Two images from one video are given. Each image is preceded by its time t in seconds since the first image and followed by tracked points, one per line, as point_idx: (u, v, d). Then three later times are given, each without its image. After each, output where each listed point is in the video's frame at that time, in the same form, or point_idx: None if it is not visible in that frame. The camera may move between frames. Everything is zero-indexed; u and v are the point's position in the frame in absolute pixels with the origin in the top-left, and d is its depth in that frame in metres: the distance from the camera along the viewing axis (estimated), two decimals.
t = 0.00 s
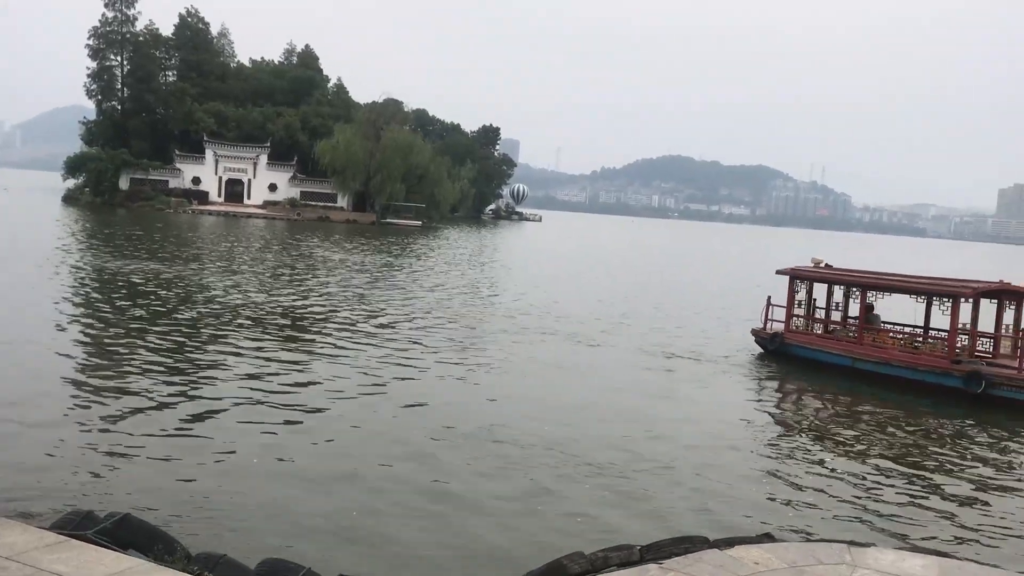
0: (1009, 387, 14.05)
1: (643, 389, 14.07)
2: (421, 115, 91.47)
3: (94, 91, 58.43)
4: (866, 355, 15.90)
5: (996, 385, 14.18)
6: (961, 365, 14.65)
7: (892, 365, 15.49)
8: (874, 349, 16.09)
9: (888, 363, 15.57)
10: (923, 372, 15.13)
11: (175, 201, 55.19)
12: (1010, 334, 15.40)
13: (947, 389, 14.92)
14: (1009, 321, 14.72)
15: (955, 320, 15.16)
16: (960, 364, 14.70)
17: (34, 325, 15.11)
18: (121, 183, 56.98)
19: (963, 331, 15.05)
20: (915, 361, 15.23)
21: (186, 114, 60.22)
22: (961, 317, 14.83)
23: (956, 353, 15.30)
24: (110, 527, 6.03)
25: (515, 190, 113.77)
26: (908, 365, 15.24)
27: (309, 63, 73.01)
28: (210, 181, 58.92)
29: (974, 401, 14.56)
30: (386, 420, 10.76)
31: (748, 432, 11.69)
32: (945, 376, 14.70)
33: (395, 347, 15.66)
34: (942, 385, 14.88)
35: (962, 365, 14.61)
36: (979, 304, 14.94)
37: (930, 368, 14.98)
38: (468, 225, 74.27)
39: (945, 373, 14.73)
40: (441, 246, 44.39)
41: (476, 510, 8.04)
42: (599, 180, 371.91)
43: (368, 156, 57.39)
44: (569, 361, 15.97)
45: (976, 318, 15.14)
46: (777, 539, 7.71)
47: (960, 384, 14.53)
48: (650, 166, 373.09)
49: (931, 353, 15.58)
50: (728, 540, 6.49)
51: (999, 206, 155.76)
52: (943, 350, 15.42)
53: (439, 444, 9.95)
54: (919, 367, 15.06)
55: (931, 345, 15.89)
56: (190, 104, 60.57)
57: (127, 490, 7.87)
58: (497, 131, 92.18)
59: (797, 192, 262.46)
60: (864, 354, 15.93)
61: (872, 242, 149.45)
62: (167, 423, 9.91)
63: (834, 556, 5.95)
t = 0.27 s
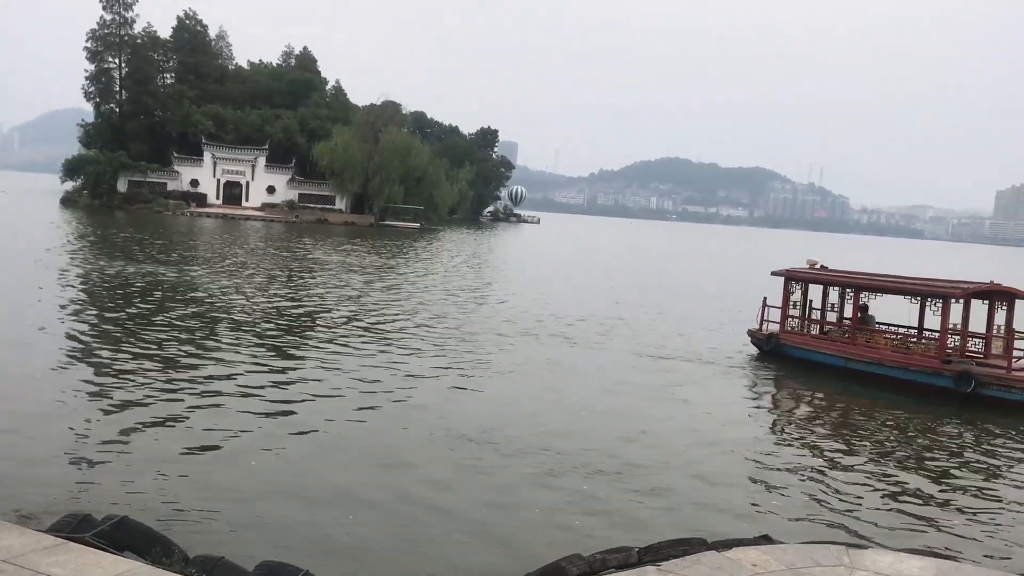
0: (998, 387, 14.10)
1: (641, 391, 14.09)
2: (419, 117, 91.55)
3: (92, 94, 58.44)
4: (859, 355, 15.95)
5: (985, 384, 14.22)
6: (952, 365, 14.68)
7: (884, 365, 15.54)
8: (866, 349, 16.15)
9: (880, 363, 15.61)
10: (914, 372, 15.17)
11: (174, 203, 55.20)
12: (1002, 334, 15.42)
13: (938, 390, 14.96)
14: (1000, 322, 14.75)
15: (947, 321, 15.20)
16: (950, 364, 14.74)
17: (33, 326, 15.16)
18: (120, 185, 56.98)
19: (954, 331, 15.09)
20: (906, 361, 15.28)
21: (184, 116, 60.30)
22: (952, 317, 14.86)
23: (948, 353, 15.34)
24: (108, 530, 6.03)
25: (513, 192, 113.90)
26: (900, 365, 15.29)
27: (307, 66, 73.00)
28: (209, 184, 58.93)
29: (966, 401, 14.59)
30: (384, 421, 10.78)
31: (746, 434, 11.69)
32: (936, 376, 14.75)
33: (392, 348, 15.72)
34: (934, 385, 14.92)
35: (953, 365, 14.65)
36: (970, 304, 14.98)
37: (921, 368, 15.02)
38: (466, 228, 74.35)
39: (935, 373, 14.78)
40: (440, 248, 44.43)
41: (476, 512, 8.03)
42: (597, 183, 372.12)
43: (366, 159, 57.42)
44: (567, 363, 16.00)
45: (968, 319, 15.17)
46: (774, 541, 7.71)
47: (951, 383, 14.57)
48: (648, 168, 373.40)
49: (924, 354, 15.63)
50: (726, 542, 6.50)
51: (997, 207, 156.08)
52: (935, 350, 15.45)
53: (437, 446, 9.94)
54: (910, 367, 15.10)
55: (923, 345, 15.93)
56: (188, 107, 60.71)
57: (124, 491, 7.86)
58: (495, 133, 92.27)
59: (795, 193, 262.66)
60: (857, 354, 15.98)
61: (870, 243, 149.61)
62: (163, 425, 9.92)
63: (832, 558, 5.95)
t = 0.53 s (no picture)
0: (988, 388, 14.26)
1: (640, 393, 14.12)
2: (418, 120, 91.67)
3: (91, 97, 58.59)
4: (852, 356, 16.15)
5: (974, 386, 14.41)
6: (942, 366, 14.88)
7: (877, 366, 15.73)
8: (859, 350, 16.32)
9: (873, 364, 15.81)
10: (905, 373, 15.37)
11: (173, 207, 55.18)
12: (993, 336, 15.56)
13: (930, 390, 15.15)
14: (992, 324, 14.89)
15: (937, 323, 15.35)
16: (940, 366, 14.94)
17: (31, 330, 15.15)
18: (118, 189, 56.98)
19: (944, 333, 15.27)
20: (898, 362, 15.47)
21: (183, 120, 60.24)
22: (942, 319, 15.02)
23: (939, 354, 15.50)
24: (107, 533, 6.02)
25: (511, 195, 113.92)
26: (891, 367, 15.47)
27: (306, 69, 73.07)
28: (208, 187, 58.94)
29: (958, 402, 14.77)
30: (383, 424, 10.81)
31: (746, 438, 11.70)
32: (927, 377, 14.93)
33: (391, 351, 15.74)
34: (925, 386, 15.12)
35: (943, 366, 14.84)
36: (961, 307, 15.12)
37: (913, 370, 15.20)
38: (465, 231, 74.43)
39: (926, 374, 14.96)
40: (438, 251, 44.46)
41: (475, 517, 8.00)
42: (595, 186, 372.44)
43: (365, 162, 57.47)
44: (566, 366, 16.03)
45: (959, 320, 15.32)
46: (772, 543, 7.73)
47: (942, 384, 14.74)
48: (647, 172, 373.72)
49: (916, 355, 15.79)
50: (725, 545, 6.51)
51: (994, 210, 156.37)
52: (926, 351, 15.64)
53: (438, 449, 9.94)
54: (901, 368, 15.30)
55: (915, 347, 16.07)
56: (187, 110, 60.54)
57: (123, 494, 7.88)
58: (494, 136, 92.39)
59: (793, 196, 262.86)
60: (850, 355, 16.18)
61: (868, 246, 149.78)
62: (163, 429, 9.91)
63: (831, 560, 5.96)
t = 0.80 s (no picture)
0: (974, 390, 14.42)
1: (638, 397, 14.12)
2: (415, 124, 91.77)
3: (87, 101, 58.66)
4: (842, 358, 16.33)
5: (961, 388, 14.57)
6: (929, 369, 15.05)
7: (866, 368, 15.91)
8: (849, 352, 16.51)
9: (863, 366, 15.99)
10: (894, 375, 15.55)
11: (169, 210, 55.13)
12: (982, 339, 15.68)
13: (918, 392, 15.32)
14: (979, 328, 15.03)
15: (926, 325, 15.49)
16: (928, 368, 15.10)
17: (28, 334, 15.11)
18: (115, 193, 56.92)
19: (933, 336, 15.42)
20: (887, 365, 15.65)
21: (180, 124, 59.90)
22: (930, 321, 15.15)
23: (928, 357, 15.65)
24: (102, 538, 6.01)
25: (508, 199, 113.93)
26: (880, 369, 15.66)
27: (303, 73, 73.13)
28: (204, 191, 58.87)
29: (945, 403, 14.94)
30: (378, 427, 10.83)
31: (743, 441, 11.72)
32: (915, 379, 15.10)
33: (386, 355, 15.76)
34: (914, 388, 15.28)
35: (931, 369, 15.01)
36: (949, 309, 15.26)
37: (902, 372, 15.37)
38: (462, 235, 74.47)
39: (914, 376, 15.14)
40: (436, 255, 44.45)
41: (470, 521, 7.98)
42: (593, 191, 372.60)
43: (362, 166, 57.47)
44: (563, 369, 16.05)
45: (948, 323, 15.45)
46: (767, 547, 7.74)
47: (929, 386, 14.92)
48: (644, 176, 374.06)
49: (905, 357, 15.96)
50: (721, 549, 6.49)
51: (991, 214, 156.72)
52: (915, 353, 15.80)
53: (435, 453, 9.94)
54: (890, 370, 15.47)
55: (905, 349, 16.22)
56: (184, 114, 60.28)
57: (118, 498, 7.86)
58: (491, 140, 92.48)
59: (790, 200, 263.26)
60: (840, 357, 16.36)
61: (865, 250, 150.02)
62: (159, 433, 9.89)
63: (827, 565, 5.95)
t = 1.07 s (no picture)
0: (956, 390, 14.57)
1: (630, 400, 14.15)
2: (408, 128, 91.81)
3: (79, 104, 58.43)
4: (828, 360, 16.51)
5: (943, 388, 14.72)
6: (913, 369, 15.21)
7: (851, 369, 16.09)
8: (835, 352, 16.69)
9: (848, 367, 16.16)
10: (878, 376, 15.73)
11: (162, 214, 55.02)
12: (967, 339, 15.82)
13: (902, 393, 15.48)
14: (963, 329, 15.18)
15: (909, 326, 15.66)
16: (911, 369, 15.27)
17: (20, 339, 15.05)
18: (108, 197, 56.74)
19: (917, 337, 15.59)
20: (872, 365, 15.82)
21: (173, 127, 60.13)
22: (912, 323, 15.33)
23: (913, 358, 15.81)
24: (95, 543, 5.98)
25: (502, 202, 114.06)
26: (864, 369, 15.84)
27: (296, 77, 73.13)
28: (197, 195, 58.79)
29: (929, 404, 15.09)
30: (372, 431, 10.83)
31: (735, 444, 11.75)
32: (898, 380, 15.27)
33: (380, 359, 15.77)
34: (897, 389, 15.45)
35: (914, 369, 15.17)
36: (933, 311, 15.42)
37: (886, 373, 15.55)
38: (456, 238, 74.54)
39: (897, 377, 15.32)
40: (429, 259, 44.47)
41: (463, 525, 7.97)
42: (586, 194, 373.02)
43: (356, 169, 57.41)
44: (557, 373, 16.05)
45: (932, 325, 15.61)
46: (758, 549, 7.76)
47: (912, 387, 15.10)
48: (638, 179, 374.57)
49: (890, 357, 16.12)
50: (716, 551, 6.51)
51: (982, 217, 157.44)
52: (900, 354, 15.96)
53: (428, 456, 9.94)
54: (874, 371, 15.65)
55: (890, 350, 16.37)
56: (177, 118, 60.46)
57: (110, 502, 7.85)
58: (484, 143, 92.55)
59: (783, 203, 263.91)
60: (827, 358, 16.54)
61: (857, 253, 150.53)
62: (152, 437, 9.89)
63: (822, 567, 5.96)
